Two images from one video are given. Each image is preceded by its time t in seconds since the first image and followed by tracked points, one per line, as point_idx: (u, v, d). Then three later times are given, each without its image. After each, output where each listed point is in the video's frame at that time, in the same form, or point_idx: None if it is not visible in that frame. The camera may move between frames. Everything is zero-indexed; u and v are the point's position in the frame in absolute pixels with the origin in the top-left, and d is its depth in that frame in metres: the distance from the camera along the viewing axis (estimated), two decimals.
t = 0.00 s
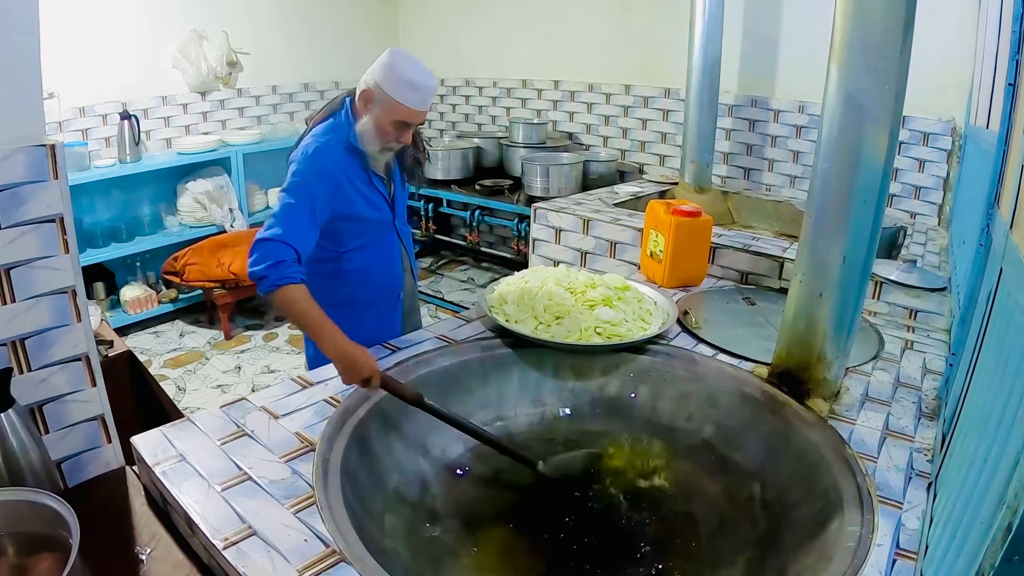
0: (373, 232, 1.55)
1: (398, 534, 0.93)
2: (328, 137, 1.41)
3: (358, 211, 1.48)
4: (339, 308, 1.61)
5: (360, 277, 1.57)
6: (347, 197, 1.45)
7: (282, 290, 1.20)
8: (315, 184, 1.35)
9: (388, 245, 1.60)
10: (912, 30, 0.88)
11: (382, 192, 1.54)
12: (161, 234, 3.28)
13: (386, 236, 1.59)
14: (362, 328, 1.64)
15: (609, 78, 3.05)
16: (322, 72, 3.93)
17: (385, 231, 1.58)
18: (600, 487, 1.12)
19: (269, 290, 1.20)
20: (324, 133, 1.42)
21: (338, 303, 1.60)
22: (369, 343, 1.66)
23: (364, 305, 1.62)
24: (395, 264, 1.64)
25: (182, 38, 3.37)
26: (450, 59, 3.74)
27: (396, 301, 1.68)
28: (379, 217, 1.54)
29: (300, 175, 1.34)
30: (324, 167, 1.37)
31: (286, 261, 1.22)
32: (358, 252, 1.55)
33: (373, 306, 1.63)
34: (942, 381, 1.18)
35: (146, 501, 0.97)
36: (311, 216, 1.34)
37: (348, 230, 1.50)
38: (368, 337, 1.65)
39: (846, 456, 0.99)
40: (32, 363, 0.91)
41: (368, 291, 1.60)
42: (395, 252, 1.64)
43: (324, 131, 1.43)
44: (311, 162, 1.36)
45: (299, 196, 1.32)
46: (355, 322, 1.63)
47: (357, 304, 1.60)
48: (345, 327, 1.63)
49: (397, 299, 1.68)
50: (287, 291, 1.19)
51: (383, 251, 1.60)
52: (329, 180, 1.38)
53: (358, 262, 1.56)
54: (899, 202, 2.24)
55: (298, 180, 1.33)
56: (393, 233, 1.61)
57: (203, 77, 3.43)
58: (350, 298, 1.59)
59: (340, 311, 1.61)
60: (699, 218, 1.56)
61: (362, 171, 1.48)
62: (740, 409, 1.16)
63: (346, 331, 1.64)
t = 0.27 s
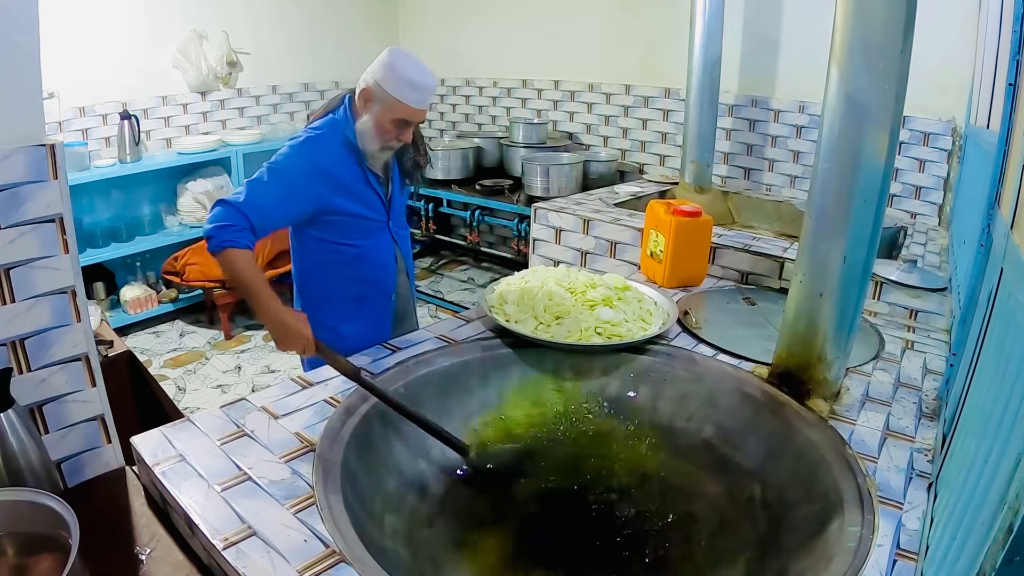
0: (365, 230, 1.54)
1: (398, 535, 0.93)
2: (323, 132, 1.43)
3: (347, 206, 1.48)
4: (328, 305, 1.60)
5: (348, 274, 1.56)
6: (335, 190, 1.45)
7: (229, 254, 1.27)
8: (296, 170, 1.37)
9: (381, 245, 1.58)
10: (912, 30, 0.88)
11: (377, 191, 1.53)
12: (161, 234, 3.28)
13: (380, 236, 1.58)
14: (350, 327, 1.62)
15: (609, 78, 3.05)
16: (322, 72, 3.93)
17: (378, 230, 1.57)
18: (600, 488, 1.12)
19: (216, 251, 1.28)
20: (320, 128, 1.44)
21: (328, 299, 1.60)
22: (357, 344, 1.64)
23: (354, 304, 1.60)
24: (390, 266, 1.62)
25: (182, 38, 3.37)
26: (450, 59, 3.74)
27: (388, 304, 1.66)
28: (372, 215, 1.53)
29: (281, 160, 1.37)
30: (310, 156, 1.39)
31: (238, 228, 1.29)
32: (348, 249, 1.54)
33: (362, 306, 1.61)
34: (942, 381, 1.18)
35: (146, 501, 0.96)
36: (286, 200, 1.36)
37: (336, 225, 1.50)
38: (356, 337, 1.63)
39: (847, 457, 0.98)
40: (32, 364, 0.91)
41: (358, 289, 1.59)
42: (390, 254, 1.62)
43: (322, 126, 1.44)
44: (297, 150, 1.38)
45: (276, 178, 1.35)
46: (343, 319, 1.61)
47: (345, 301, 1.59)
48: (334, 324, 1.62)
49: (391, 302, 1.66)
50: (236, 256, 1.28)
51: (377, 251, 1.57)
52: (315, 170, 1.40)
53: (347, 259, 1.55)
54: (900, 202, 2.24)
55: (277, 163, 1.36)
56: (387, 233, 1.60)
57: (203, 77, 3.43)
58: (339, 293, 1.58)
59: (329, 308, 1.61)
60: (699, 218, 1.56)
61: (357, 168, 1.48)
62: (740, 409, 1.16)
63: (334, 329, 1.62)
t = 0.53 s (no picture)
0: (365, 231, 1.54)
1: (398, 535, 0.93)
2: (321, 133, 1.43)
3: (347, 209, 1.48)
4: (330, 306, 1.61)
5: (349, 275, 1.57)
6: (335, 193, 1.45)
7: (238, 270, 1.28)
8: (295, 175, 1.37)
9: (381, 246, 1.58)
10: (914, 30, 0.88)
11: (377, 191, 1.53)
12: (161, 234, 3.28)
13: (381, 236, 1.58)
14: (352, 327, 1.63)
15: (609, 78, 3.05)
16: (323, 72, 3.93)
17: (377, 231, 1.57)
18: (601, 489, 1.12)
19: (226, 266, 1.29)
20: (319, 129, 1.44)
21: (328, 300, 1.60)
22: (358, 345, 1.64)
23: (355, 305, 1.61)
24: (389, 266, 1.62)
25: (182, 38, 3.37)
26: (450, 58, 3.74)
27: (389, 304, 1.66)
28: (372, 216, 1.53)
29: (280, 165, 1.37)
30: (309, 159, 1.39)
31: (246, 243, 1.29)
32: (349, 250, 1.54)
33: (363, 307, 1.62)
34: (943, 381, 1.18)
35: (146, 501, 0.96)
36: (287, 205, 1.37)
37: (337, 227, 1.51)
38: (358, 338, 1.64)
39: (848, 457, 0.98)
40: (32, 364, 0.91)
41: (359, 290, 1.59)
42: (390, 254, 1.62)
43: (320, 127, 1.44)
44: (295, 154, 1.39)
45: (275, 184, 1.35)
46: (345, 320, 1.62)
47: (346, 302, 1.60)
48: (335, 325, 1.63)
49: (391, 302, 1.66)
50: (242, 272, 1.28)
51: (376, 252, 1.58)
52: (315, 173, 1.40)
53: (348, 260, 1.55)
54: (900, 202, 2.24)
55: (276, 169, 1.37)
56: (388, 233, 1.60)
57: (203, 77, 3.43)
58: (340, 295, 1.59)
59: (331, 309, 1.61)
60: (700, 218, 1.56)
61: (356, 168, 1.48)
62: (741, 409, 1.16)
63: (336, 330, 1.63)
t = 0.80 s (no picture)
0: (372, 232, 1.54)
1: (399, 536, 0.93)
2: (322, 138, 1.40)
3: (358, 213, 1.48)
4: (340, 310, 1.61)
5: (360, 279, 1.57)
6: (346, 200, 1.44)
7: (293, 307, 1.22)
8: (313, 188, 1.34)
9: (387, 244, 1.59)
10: (915, 30, 0.88)
11: (379, 191, 1.53)
12: (162, 234, 3.28)
13: (385, 236, 1.59)
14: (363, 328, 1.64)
15: (610, 78, 3.05)
16: (323, 72, 3.93)
17: (383, 231, 1.57)
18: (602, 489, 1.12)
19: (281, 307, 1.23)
20: (318, 134, 1.41)
21: (339, 304, 1.60)
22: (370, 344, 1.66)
23: (365, 306, 1.61)
24: (394, 263, 1.63)
25: (183, 39, 3.37)
26: (451, 58, 3.74)
27: (396, 300, 1.68)
28: (377, 217, 1.53)
29: (297, 181, 1.33)
30: (322, 169, 1.37)
31: (296, 278, 1.24)
32: (359, 253, 1.54)
33: (374, 307, 1.63)
34: (943, 381, 1.18)
35: (146, 502, 0.96)
36: (313, 222, 1.34)
37: (347, 233, 1.50)
38: (370, 337, 1.65)
39: (848, 457, 0.98)
40: (33, 364, 0.91)
41: (368, 291, 1.60)
42: (394, 252, 1.63)
43: (319, 131, 1.42)
44: (308, 167, 1.35)
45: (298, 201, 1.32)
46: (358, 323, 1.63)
47: (359, 304, 1.60)
48: (347, 328, 1.63)
49: (397, 299, 1.68)
50: (298, 309, 1.21)
51: (383, 250, 1.59)
52: (327, 183, 1.38)
53: (358, 263, 1.55)
54: (901, 202, 2.24)
55: (295, 187, 1.33)
56: (391, 233, 1.60)
57: (203, 77, 3.43)
58: (352, 299, 1.59)
59: (341, 312, 1.61)
60: (701, 218, 1.56)
61: (358, 170, 1.47)
62: (742, 409, 1.16)
63: (349, 332, 1.63)
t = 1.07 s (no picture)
0: (376, 234, 1.55)
1: (399, 536, 0.93)
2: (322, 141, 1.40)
3: (364, 216, 1.49)
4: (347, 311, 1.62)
5: (365, 279, 1.58)
6: (353, 203, 1.45)
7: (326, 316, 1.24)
8: (323, 194, 1.35)
9: (390, 243, 1.60)
10: (915, 30, 0.88)
11: (379, 192, 1.53)
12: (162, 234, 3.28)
13: (388, 236, 1.60)
14: (369, 329, 1.65)
15: (610, 78, 3.05)
16: (324, 72, 3.93)
17: (385, 231, 1.57)
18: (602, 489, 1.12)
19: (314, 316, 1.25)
20: (319, 138, 1.41)
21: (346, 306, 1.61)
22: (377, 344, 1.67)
23: (371, 306, 1.63)
24: (397, 262, 1.64)
25: (183, 39, 3.38)
26: (451, 58, 3.74)
27: (400, 299, 1.69)
28: (381, 218, 1.54)
29: (306, 187, 1.34)
30: (328, 174, 1.37)
31: (326, 286, 1.27)
32: (364, 255, 1.55)
33: (378, 307, 1.64)
34: (944, 381, 1.18)
35: (147, 502, 0.96)
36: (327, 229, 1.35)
37: (352, 235, 1.50)
38: (377, 338, 1.66)
39: (849, 457, 0.98)
40: (34, 365, 0.91)
41: (374, 292, 1.61)
42: (397, 251, 1.64)
43: (318, 135, 1.42)
44: (314, 172, 1.35)
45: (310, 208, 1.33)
46: (365, 323, 1.64)
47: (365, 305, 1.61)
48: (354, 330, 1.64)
49: (401, 297, 1.69)
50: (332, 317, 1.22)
51: (386, 250, 1.60)
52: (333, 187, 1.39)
53: (365, 264, 1.56)
54: (901, 202, 2.23)
55: (305, 194, 1.33)
56: (394, 233, 1.61)
57: (203, 77, 3.43)
58: (358, 300, 1.60)
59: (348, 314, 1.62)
60: (701, 218, 1.56)
61: (360, 172, 1.48)
62: (742, 410, 1.16)
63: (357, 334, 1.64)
